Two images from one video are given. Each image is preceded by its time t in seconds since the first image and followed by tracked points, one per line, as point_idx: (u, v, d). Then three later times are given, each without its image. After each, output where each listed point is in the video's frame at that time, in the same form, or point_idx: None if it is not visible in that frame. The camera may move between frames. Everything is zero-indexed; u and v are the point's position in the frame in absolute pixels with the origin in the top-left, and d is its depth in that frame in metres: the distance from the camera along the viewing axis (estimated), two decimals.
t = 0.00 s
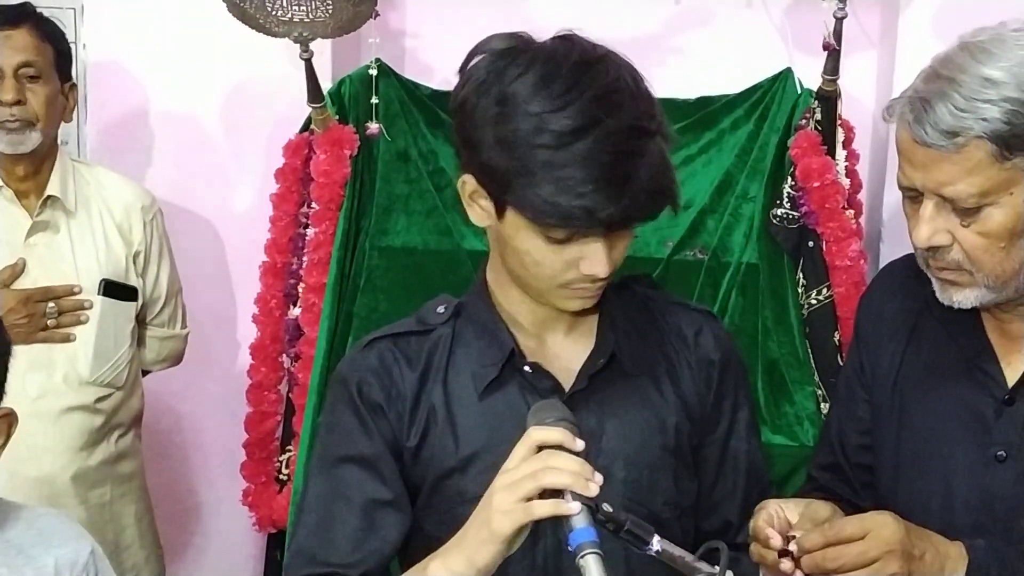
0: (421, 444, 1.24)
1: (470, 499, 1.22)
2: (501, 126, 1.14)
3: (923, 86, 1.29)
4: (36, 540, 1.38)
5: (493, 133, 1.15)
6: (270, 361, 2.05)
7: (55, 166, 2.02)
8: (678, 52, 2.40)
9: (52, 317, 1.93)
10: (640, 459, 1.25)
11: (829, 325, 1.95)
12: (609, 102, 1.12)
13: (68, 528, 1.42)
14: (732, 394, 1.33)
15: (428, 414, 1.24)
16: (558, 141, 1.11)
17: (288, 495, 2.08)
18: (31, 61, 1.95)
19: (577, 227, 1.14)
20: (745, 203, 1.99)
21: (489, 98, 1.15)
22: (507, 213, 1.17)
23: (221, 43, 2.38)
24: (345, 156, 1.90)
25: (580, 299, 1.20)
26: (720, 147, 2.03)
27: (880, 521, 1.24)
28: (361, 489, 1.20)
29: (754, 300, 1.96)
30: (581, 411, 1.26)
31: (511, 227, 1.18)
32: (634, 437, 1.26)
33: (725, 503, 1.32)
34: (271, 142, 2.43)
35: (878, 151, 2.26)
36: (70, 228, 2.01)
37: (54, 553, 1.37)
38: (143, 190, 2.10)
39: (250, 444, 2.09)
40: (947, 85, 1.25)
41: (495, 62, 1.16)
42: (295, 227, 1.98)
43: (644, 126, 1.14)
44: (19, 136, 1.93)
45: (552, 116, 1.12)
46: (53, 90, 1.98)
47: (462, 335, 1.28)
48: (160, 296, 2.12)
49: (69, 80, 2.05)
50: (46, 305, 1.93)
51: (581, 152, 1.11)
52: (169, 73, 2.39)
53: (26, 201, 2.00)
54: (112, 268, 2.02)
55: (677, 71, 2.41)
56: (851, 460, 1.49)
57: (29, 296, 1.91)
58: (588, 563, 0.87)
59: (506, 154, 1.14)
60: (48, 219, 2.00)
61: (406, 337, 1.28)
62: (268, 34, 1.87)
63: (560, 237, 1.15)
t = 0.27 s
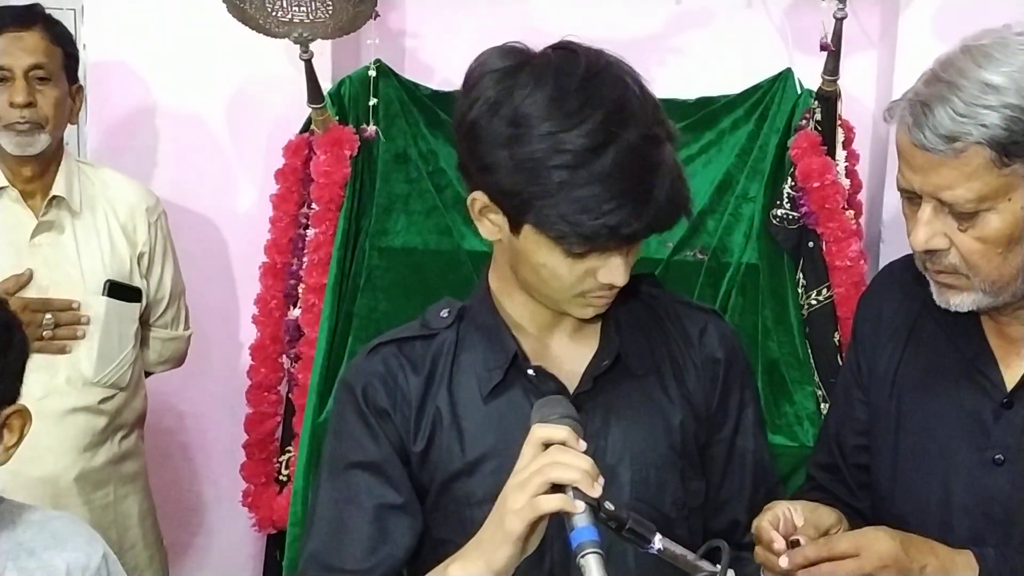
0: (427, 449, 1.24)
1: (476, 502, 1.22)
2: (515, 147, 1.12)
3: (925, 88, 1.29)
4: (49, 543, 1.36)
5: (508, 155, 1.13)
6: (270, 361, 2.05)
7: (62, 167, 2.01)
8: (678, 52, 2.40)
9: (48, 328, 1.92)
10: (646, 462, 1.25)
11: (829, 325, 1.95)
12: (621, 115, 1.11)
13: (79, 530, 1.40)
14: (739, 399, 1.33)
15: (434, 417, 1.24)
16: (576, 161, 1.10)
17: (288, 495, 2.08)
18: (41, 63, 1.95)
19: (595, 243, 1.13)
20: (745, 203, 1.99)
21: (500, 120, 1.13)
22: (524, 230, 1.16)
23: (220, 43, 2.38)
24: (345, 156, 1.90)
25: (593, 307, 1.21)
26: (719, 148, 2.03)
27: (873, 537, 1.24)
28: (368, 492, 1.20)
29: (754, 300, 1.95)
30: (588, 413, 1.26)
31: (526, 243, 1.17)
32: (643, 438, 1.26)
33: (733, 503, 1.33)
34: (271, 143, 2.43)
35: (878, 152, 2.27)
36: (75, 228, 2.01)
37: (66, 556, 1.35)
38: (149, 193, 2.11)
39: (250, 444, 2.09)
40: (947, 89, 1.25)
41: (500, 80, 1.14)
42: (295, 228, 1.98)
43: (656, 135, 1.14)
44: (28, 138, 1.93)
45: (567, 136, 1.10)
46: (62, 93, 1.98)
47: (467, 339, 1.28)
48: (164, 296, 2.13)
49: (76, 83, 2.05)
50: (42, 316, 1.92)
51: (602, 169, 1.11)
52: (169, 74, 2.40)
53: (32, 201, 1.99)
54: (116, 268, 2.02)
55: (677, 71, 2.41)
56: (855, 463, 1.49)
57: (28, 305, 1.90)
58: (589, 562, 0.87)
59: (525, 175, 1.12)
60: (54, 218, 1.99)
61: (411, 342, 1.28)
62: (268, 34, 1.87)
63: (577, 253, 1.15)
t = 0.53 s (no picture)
0: (429, 451, 1.23)
1: (478, 503, 1.22)
2: (535, 157, 1.10)
3: (932, 87, 1.27)
4: (49, 542, 1.36)
5: (530, 163, 1.11)
6: (270, 361, 2.05)
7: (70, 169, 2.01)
8: (678, 51, 2.40)
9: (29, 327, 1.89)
10: (647, 464, 1.25)
11: (830, 325, 1.95)
12: (643, 124, 1.10)
13: (80, 530, 1.40)
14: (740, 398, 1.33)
15: (435, 419, 1.24)
16: (598, 171, 1.09)
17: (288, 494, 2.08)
18: (50, 63, 1.95)
19: (614, 250, 1.12)
20: (745, 203, 1.99)
21: (522, 128, 1.10)
22: (541, 234, 1.14)
23: (220, 43, 2.38)
24: (344, 156, 1.90)
25: (602, 313, 1.20)
26: (720, 147, 2.03)
27: (860, 530, 1.27)
28: (371, 491, 1.20)
29: (754, 299, 1.95)
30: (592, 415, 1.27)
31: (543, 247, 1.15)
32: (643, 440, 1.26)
33: (736, 503, 1.33)
34: (271, 142, 2.43)
35: (879, 151, 2.27)
36: (78, 225, 2.00)
37: (66, 556, 1.35)
38: (152, 190, 2.11)
39: (250, 444, 2.09)
40: (953, 91, 1.23)
41: (519, 86, 1.11)
42: (295, 228, 1.98)
43: (675, 143, 1.13)
44: (36, 137, 1.93)
45: (591, 146, 1.08)
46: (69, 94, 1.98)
47: (468, 340, 1.28)
48: (168, 295, 2.13)
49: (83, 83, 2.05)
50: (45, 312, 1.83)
51: (624, 179, 1.09)
52: (169, 73, 2.39)
53: (35, 199, 1.99)
54: (119, 266, 2.02)
55: (678, 71, 2.41)
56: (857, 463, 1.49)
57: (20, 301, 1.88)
58: (587, 561, 0.87)
59: (547, 185, 1.10)
60: (57, 215, 1.99)
61: (412, 343, 1.28)
62: (268, 34, 1.87)
63: (594, 260, 1.13)
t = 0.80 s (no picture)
0: (430, 453, 1.23)
1: (479, 505, 1.22)
2: (542, 164, 1.09)
3: (938, 91, 1.25)
4: (48, 542, 1.36)
5: (537, 171, 1.10)
6: (270, 361, 2.05)
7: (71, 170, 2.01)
8: (678, 52, 2.40)
9: (61, 314, 1.91)
10: (649, 467, 1.25)
11: (830, 325, 1.95)
12: (651, 135, 1.09)
13: (79, 530, 1.40)
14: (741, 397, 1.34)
15: (435, 420, 1.24)
16: (604, 181, 1.08)
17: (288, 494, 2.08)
18: (51, 63, 1.95)
19: (618, 258, 1.11)
20: (745, 203, 1.98)
21: (530, 134, 1.09)
22: (545, 240, 1.13)
23: (220, 43, 2.38)
24: (344, 156, 1.90)
25: (603, 317, 1.20)
26: (720, 147, 2.03)
27: (803, 503, 1.24)
28: (373, 491, 1.20)
29: (754, 300, 1.94)
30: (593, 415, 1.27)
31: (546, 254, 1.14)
32: (642, 442, 1.26)
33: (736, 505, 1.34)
34: (271, 142, 2.43)
35: (879, 152, 2.27)
36: (80, 225, 2.00)
37: (66, 555, 1.35)
38: (153, 189, 2.12)
39: (250, 444, 2.09)
40: (960, 97, 1.21)
41: (529, 91, 1.10)
42: (295, 228, 1.98)
43: (682, 154, 1.13)
44: (37, 137, 1.93)
45: (598, 155, 1.07)
46: (70, 94, 1.98)
47: (468, 341, 1.28)
48: (170, 295, 2.14)
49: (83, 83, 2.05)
50: (55, 303, 1.91)
51: (631, 188, 1.09)
52: (169, 73, 2.40)
53: (36, 199, 1.99)
54: (120, 265, 2.01)
55: (677, 71, 2.41)
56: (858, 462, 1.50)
57: (39, 292, 1.89)
58: (586, 563, 0.87)
59: (552, 193, 1.09)
60: (57, 214, 1.98)
61: (413, 345, 1.28)
62: (268, 34, 1.87)
63: (596, 267, 1.12)
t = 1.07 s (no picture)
0: (428, 450, 1.23)
1: (476, 504, 1.22)
2: (550, 180, 1.07)
3: (937, 97, 1.19)
4: (47, 541, 1.36)
5: (544, 186, 1.08)
6: (270, 361, 2.05)
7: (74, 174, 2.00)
8: (679, 51, 2.40)
9: (68, 318, 1.92)
10: (649, 465, 1.26)
11: (830, 324, 1.95)
12: (662, 163, 1.08)
13: (79, 529, 1.40)
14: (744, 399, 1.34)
15: (434, 420, 1.24)
16: (609, 206, 1.06)
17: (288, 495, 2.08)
18: (60, 66, 1.95)
19: (616, 285, 1.10)
20: (745, 203, 1.98)
21: (543, 146, 1.07)
22: (545, 252, 1.12)
23: (220, 43, 2.38)
24: (344, 156, 1.90)
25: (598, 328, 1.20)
26: (719, 147, 2.02)
27: (698, 500, 1.18)
28: (375, 491, 1.20)
29: (754, 300, 1.94)
30: (589, 411, 1.27)
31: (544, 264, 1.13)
32: (642, 443, 1.26)
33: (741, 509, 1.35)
34: (271, 142, 2.43)
35: (879, 152, 2.27)
36: (84, 227, 2.00)
37: (66, 555, 1.35)
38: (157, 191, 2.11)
39: (250, 444, 2.09)
40: (959, 105, 1.15)
41: (550, 103, 1.08)
42: (295, 228, 1.98)
43: (691, 186, 1.11)
44: (45, 140, 1.93)
45: (606, 179, 1.06)
46: (78, 97, 1.98)
47: (469, 338, 1.28)
48: (174, 295, 2.14)
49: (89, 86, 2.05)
50: (63, 306, 1.91)
51: (636, 217, 1.07)
52: (170, 73, 2.40)
53: (41, 200, 1.99)
54: (125, 266, 2.02)
55: (678, 71, 2.41)
56: (859, 463, 1.49)
57: (45, 296, 1.88)
58: (586, 564, 0.85)
59: (557, 210, 1.08)
60: (63, 216, 1.98)
61: (413, 342, 1.28)
62: (267, 34, 1.87)
63: (595, 286, 1.10)
